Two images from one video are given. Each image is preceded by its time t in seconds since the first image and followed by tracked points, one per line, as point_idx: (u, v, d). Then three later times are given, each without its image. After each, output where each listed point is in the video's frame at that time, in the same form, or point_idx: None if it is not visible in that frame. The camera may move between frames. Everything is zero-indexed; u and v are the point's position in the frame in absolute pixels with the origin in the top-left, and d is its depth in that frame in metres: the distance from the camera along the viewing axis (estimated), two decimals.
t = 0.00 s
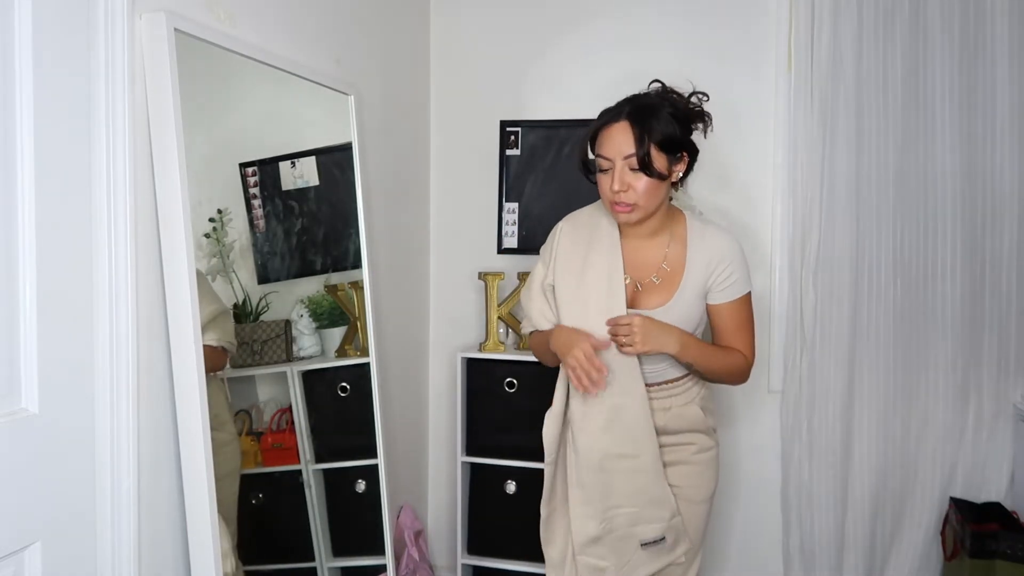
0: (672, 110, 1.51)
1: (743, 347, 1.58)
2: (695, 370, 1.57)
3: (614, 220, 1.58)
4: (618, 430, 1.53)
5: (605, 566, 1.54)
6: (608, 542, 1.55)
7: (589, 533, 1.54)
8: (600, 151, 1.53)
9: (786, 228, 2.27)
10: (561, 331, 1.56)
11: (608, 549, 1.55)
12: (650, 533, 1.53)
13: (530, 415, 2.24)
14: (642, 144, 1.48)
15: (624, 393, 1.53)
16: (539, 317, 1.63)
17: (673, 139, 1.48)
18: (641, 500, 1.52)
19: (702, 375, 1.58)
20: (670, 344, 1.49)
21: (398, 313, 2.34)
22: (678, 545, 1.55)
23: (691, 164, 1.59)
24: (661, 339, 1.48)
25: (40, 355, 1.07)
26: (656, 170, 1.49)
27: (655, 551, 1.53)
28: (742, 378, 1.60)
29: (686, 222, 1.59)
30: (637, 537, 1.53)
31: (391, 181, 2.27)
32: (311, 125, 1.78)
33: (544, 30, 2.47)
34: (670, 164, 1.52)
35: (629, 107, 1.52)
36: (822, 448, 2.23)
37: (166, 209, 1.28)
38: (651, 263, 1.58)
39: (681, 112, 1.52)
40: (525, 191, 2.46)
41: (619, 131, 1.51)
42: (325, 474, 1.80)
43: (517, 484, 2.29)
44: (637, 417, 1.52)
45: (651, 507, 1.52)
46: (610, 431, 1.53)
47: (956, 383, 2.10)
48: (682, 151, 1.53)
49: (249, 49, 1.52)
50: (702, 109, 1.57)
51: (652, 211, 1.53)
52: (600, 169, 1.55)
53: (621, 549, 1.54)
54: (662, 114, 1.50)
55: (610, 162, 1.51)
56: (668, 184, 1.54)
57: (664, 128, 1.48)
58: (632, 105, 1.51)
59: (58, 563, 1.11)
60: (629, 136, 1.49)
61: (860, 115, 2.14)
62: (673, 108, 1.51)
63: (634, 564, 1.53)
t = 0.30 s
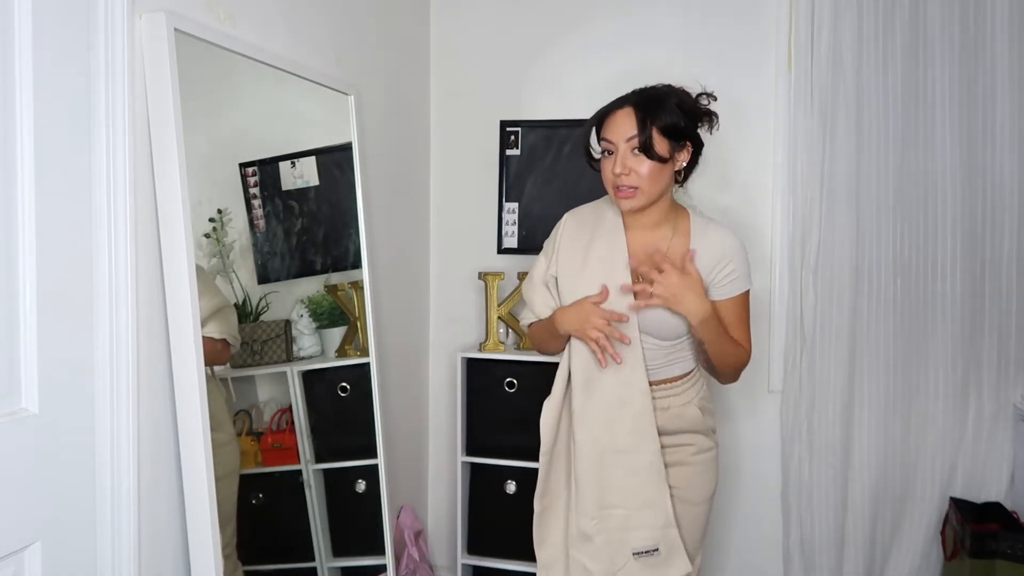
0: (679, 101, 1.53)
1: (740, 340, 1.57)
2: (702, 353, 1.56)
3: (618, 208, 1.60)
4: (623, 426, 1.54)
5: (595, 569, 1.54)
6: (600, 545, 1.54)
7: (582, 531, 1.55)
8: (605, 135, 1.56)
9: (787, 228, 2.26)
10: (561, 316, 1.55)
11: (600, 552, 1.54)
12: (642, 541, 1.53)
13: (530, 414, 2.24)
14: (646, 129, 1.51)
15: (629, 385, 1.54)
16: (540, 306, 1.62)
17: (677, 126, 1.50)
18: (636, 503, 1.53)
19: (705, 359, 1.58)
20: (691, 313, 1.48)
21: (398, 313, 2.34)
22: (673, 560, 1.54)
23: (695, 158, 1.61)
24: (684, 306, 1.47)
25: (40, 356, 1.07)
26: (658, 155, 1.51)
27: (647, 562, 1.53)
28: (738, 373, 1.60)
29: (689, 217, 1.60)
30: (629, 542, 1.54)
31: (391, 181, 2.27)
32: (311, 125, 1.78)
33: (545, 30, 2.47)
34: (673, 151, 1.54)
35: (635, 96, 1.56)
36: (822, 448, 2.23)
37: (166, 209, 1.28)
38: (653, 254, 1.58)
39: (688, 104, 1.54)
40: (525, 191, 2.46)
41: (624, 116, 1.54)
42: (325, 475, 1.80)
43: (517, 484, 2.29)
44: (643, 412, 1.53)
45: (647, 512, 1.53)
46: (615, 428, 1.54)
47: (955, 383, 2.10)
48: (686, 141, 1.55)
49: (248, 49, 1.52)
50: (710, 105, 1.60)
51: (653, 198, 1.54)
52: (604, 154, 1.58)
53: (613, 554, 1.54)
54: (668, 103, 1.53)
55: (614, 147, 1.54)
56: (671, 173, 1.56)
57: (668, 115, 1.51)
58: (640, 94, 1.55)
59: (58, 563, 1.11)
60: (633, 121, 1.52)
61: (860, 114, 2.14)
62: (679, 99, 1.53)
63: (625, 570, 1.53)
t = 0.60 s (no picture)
0: (682, 97, 1.54)
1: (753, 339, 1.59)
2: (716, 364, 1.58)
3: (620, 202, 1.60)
4: (618, 421, 1.53)
5: (581, 565, 1.54)
6: (586, 540, 1.54)
7: (570, 524, 1.55)
8: (608, 130, 1.57)
9: (787, 228, 2.26)
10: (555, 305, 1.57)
11: (586, 548, 1.54)
12: (630, 542, 1.52)
13: (530, 414, 2.25)
14: (649, 123, 1.51)
15: (626, 378, 1.53)
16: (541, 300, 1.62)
17: (679, 121, 1.51)
18: (626, 502, 1.52)
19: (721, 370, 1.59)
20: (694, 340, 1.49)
21: (398, 313, 2.34)
22: (661, 564, 1.51)
23: (698, 155, 1.62)
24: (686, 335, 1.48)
25: (40, 356, 1.07)
26: (661, 148, 1.52)
27: (632, 564, 1.52)
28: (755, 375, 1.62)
29: (692, 215, 1.60)
30: (616, 542, 1.53)
31: (391, 182, 2.27)
32: (311, 125, 1.78)
33: (544, 30, 2.47)
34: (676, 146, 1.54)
35: (638, 92, 1.56)
36: (822, 448, 2.23)
37: (166, 209, 1.28)
38: (656, 249, 1.58)
39: (691, 100, 1.55)
40: (525, 190, 2.46)
41: (626, 111, 1.54)
42: (325, 474, 1.80)
43: (517, 484, 2.29)
44: (639, 408, 1.52)
45: (636, 512, 1.52)
46: (610, 422, 1.53)
47: (955, 382, 2.10)
48: (689, 137, 1.56)
49: (248, 49, 1.52)
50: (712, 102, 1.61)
51: (655, 191, 1.55)
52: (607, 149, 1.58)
53: (599, 552, 1.54)
54: (671, 99, 1.54)
55: (616, 140, 1.54)
56: (673, 168, 1.56)
57: (670, 110, 1.52)
58: (642, 89, 1.55)
59: (57, 563, 1.11)
60: (636, 115, 1.52)
61: (860, 114, 2.14)
62: (682, 95, 1.54)
63: (610, 569, 1.53)
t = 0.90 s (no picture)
0: (686, 98, 1.57)
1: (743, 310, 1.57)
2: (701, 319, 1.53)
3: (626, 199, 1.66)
4: (616, 407, 1.55)
5: (570, 547, 1.57)
6: (578, 524, 1.57)
7: (562, 508, 1.58)
8: (615, 133, 1.61)
9: (787, 228, 2.26)
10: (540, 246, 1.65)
11: (578, 532, 1.57)
12: (621, 527, 1.55)
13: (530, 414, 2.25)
14: (655, 129, 1.56)
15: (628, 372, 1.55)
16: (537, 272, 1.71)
17: (684, 125, 1.55)
18: (620, 488, 1.55)
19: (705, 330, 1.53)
20: (687, 248, 1.49)
21: (398, 312, 2.34)
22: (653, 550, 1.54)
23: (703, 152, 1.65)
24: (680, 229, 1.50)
25: (40, 356, 1.07)
26: (667, 153, 1.57)
27: (624, 549, 1.55)
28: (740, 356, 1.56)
29: (695, 210, 1.66)
30: (609, 528, 1.56)
31: (391, 181, 2.27)
32: (311, 125, 1.78)
33: (544, 30, 2.47)
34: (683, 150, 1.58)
35: (644, 93, 1.59)
36: (822, 448, 2.23)
37: (166, 209, 1.28)
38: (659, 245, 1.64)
39: (695, 101, 1.58)
40: (525, 190, 2.46)
41: (632, 115, 1.58)
42: (325, 475, 1.80)
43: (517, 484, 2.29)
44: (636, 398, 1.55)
45: (629, 499, 1.54)
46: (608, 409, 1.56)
47: (955, 382, 2.10)
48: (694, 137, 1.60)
49: (248, 49, 1.52)
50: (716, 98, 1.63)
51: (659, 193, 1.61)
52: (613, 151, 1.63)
53: (591, 537, 1.57)
54: (676, 101, 1.57)
55: (624, 145, 1.59)
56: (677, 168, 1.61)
57: (675, 114, 1.55)
58: (648, 93, 1.58)
59: (57, 564, 1.11)
60: (643, 120, 1.57)
61: (860, 113, 2.14)
62: (686, 97, 1.57)
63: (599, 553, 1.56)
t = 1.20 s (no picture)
0: (684, 99, 1.58)
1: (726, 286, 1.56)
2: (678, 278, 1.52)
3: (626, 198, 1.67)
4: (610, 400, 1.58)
5: (552, 533, 1.60)
6: (561, 511, 1.59)
7: (546, 496, 1.61)
8: (613, 137, 1.61)
9: (786, 227, 2.27)
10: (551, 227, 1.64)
11: (560, 517, 1.60)
12: (601, 513, 1.58)
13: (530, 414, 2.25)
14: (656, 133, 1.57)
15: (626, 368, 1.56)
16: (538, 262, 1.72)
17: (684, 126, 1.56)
18: (604, 475, 1.58)
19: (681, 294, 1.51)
20: (670, 199, 1.53)
21: (398, 312, 2.34)
22: (627, 533, 1.58)
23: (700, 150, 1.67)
24: (668, 177, 1.53)
25: (40, 356, 1.08)
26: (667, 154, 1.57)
27: (603, 533, 1.58)
28: (718, 328, 1.51)
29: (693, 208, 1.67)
30: (589, 512, 1.60)
31: (391, 181, 2.27)
32: (311, 125, 1.78)
33: (544, 30, 2.47)
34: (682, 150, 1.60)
35: (641, 97, 1.60)
36: (822, 448, 2.23)
37: (166, 209, 1.28)
38: (660, 244, 1.66)
39: (692, 101, 1.59)
40: (525, 191, 2.46)
41: (631, 119, 1.59)
42: (325, 475, 1.80)
43: (517, 484, 2.29)
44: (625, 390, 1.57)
45: (612, 486, 1.58)
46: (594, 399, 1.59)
47: (955, 382, 2.10)
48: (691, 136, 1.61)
49: (249, 49, 1.52)
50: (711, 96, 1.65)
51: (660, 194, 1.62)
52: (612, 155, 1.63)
53: (572, 522, 1.60)
54: (674, 103, 1.58)
55: (623, 149, 1.59)
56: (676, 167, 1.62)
57: (674, 117, 1.57)
58: (645, 96, 1.59)
59: (57, 563, 1.11)
60: (642, 124, 1.57)
61: (860, 113, 2.14)
62: (684, 98, 1.58)
63: (582, 540, 1.60)
